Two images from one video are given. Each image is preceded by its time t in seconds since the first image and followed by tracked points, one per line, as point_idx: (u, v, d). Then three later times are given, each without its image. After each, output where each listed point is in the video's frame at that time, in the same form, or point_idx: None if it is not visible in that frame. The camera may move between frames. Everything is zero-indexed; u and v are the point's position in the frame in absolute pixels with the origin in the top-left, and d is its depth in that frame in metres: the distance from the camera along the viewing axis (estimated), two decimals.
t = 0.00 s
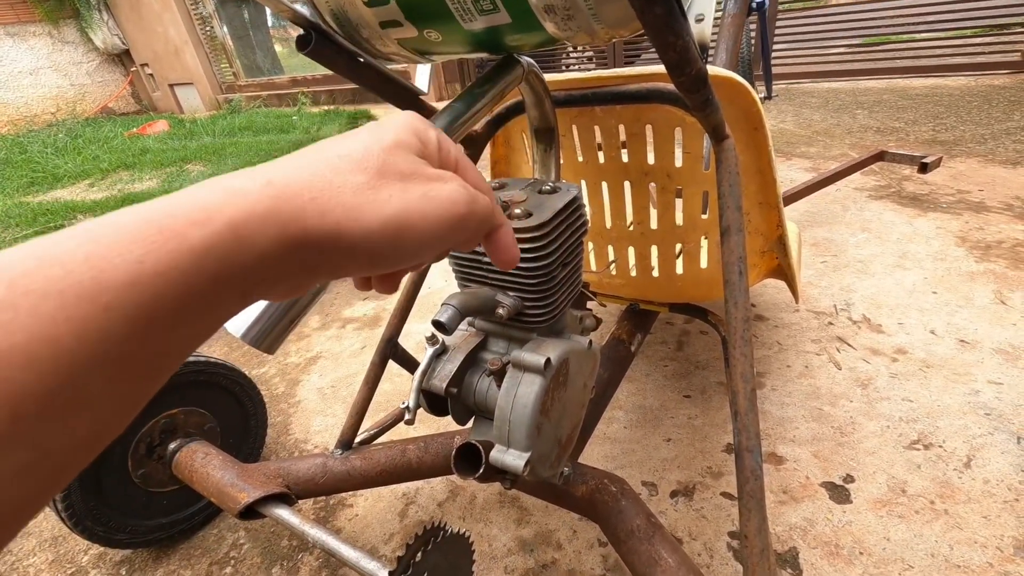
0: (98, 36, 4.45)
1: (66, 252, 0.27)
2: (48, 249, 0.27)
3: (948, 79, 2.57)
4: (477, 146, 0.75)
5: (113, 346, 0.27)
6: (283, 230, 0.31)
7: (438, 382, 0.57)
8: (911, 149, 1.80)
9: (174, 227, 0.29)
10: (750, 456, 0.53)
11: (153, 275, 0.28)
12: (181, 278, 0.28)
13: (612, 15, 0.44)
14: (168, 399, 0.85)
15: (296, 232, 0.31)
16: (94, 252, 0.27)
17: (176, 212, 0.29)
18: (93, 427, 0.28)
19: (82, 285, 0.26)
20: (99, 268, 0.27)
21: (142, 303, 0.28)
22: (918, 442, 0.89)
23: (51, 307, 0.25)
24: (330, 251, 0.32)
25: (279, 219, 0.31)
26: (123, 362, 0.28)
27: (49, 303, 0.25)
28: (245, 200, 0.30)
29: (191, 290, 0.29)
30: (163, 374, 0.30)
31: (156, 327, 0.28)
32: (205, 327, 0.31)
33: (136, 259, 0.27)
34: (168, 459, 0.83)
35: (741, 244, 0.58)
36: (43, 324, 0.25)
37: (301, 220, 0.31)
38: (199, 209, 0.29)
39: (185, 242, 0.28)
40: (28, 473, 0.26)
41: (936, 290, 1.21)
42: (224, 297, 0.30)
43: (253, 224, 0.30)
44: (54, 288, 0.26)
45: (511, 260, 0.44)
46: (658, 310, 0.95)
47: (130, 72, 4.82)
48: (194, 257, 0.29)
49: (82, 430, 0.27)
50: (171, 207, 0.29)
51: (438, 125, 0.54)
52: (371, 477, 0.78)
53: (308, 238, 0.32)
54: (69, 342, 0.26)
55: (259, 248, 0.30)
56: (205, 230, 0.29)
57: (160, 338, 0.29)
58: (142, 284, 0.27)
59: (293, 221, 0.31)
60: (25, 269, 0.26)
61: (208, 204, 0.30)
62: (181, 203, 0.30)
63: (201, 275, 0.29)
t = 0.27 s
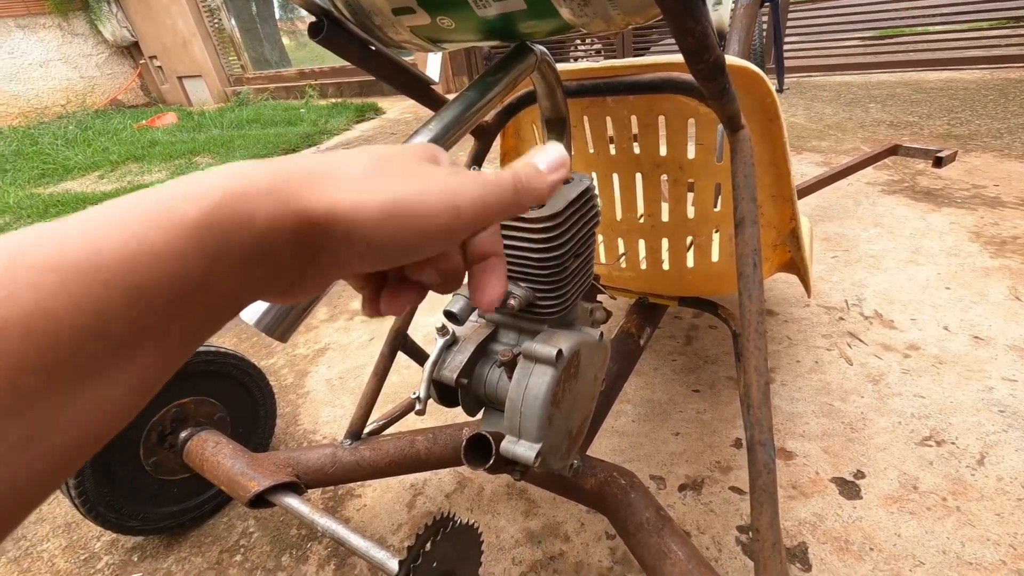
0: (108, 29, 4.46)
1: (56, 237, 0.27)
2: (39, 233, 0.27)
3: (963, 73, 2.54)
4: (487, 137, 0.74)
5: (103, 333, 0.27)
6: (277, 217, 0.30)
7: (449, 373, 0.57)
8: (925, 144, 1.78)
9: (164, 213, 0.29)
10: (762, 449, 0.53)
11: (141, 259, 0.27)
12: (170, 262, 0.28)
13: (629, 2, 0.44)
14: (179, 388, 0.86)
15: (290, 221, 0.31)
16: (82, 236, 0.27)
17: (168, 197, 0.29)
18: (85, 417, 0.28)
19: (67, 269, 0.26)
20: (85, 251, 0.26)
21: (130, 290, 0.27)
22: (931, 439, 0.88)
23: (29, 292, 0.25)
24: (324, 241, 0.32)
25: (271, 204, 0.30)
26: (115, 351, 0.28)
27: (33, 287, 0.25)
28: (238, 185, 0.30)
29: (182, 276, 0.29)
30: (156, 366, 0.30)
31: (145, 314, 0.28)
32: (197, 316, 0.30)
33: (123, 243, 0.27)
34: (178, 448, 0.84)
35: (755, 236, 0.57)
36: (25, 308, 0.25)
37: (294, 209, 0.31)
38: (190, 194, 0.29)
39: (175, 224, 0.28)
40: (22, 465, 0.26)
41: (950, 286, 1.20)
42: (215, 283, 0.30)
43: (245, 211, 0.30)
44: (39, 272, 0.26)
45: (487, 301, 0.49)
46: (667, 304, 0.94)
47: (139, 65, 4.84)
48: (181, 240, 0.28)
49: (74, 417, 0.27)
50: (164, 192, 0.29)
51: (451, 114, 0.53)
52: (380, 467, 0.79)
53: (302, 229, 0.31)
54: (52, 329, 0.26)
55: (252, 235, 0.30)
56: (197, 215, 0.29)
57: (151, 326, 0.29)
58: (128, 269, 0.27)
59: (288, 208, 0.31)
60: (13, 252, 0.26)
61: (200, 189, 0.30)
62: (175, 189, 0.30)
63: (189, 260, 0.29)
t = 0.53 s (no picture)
0: (108, 25, 4.45)
1: (87, 229, 0.31)
2: (71, 227, 0.31)
3: (965, 74, 2.53)
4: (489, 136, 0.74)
5: (138, 311, 0.31)
6: (283, 206, 0.35)
7: (450, 371, 0.57)
8: (927, 145, 1.78)
9: (182, 204, 0.33)
10: (764, 450, 0.53)
11: (166, 246, 0.32)
12: (192, 246, 0.33)
13: None
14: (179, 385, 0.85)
15: (291, 208, 0.36)
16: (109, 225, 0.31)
17: (186, 190, 0.33)
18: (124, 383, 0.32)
19: (103, 254, 0.30)
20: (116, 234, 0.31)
21: (160, 272, 0.32)
22: (932, 440, 0.88)
23: (69, 274, 0.29)
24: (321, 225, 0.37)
25: (275, 194, 0.35)
26: (151, 323, 0.32)
27: (74, 268, 0.29)
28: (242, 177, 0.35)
29: (205, 258, 0.33)
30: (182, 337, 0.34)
31: (174, 293, 0.32)
32: (219, 295, 0.35)
33: (150, 230, 0.32)
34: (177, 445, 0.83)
35: (759, 235, 0.57)
36: (69, 289, 0.29)
37: (292, 196, 0.36)
38: (202, 187, 0.34)
39: (192, 213, 0.33)
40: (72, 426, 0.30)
41: (952, 287, 1.20)
42: (231, 266, 0.35)
43: (254, 202, 0.35)
44: (75, 255, 0.30)
45: (482, 268, 0.46)
46: (668, 304, 0.94)
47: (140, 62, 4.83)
48: (199, 227, 0.33)
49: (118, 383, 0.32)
50: (176, 187, 0.34)
51: (454, 110, 0.53)
52: (380, 465, 0.78)
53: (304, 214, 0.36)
54: (93, 306, 0.30)
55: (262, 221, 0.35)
56: (210, 206, 0.33)
57: (178, 305, 0.33)
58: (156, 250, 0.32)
59: (292, 197, 0.36)
60: (50, 244, 0.30)
61: (208, 182, 0.34)
62: (188, 183, 0.34)
63: (208, 244, 0.33)
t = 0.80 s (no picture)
0: (108, 23, 4.45)
1: (100, 228, 0.31)
2: (86, 225, 0.31)
3: (965, 76, 2.54)
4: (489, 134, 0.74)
5: (148, 313, 0.32)
6: (292, 210, 0.35)
7: (449, 369, 0.57)
8: (926, 146, 1.78)
9: (194, 207, 0.33)
10: (763, 449, 0.53)
11: (175, 250, 0.32)
12: (202, 249, 0.33)
13: None
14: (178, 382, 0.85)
15: (300, 212, 0.36)
16: (122, 226, 0.31)
17: (197, 192, 0.34)
18: (132, 384, 0.32)
19: (115, 255, 0.30)
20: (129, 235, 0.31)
21: (169, 275, 0.32)
22: (930, 441, 0.88)
23: (81, 274, 0.30)
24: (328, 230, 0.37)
25: (284, 197, 0.35)
26: (161, 325, 0.32)
27: (87, 269, 0.30)
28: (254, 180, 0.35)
29: (213, 261, 0.33)
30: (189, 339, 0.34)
31: (182, 295, 0.33)
32: (226, 297, 0.35)
33: (161, 231, 0.32)
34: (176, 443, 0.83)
35: (759, 235, 0.57)
36: (81, 291, 0.29)
37: (302, 201, 0.36)
38: (214, 190, 0.34)
39: (203, 216, 0.33)
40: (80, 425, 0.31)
41: (950, 289, 1.20)
42: (239, 269, 0.35)
43: (263, 205, 0.35)
44: (87, 256, 0.30)
45: (483, 272, 0.47)
46: (667, 303, 0.94)
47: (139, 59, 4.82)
48: (209, 231, 0.33)
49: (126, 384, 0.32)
50: (189, 189, 0.34)
51: (454, 107, 0.53)
52: (378, 464, 0.78)
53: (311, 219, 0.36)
54: (103, 308, 0.30)
55: (271, 225, 0.35)
56: (220, 209, 0.33)
57: (186, 307, 0.33)
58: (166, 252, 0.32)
59: (300, 201, 0.36)
60: (65, 243, 0.30)
61: (220, 185, 0.34)
62: (203, 184, 0.34)
63: (218, 247, 0.33)
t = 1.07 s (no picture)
0: (108, 20, 4.44)
1: (110, 233, 0.30)
2: (96, 230, 0.30)
3: (969, 71, 2.52)
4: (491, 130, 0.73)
5: (156, 322, 0.31)
6: (302, 219, 0.35)
7: (451, 366, 0.57)
8: (930, 142, 1.77)
9: (205, 214, 0.32)
10: (766, 445, 0.53)
11: (186, 256, 0.31)
12: (212, 257, 0.32)
13: None
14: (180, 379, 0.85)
15: (309, 222, 0.35)
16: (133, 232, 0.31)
17: (208, 199, 0.33)
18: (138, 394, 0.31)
19: (126, 261, 0.30)
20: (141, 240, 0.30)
21: (179, 282, 0.31)
22: (933, 438, 0.88)
23: (95, 280, 0.29)
24: (335, 239, 0.37)
25: (292, 206, 0.35)
26: (169, 334, 0.32)
27: (98, 275, 0.29)
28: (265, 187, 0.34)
29: (223, 269, 0.33)
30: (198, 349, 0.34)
31: (192, 304, 0.32)
32: (233, 306, 0.35)
33: (172, 238, 0.31)
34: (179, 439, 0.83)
35: (763, 230, 0.56)
36: (93, 297, 0.29)
37: (312, 210, 0.35)
38: (225, 196, 0.33)
39: (214, 223, 0.32)
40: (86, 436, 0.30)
41: (954, 285, 1.20)
42: (248, 277, 0.34)
43: (272, 212, 0.34)
44: (99, 262, 0.29)
45: (481, 285, 0.47)
46: (670, 300, 0.94)
47: (140, 56, 4.81)
48: (220, 239, 0.32)
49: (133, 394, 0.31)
50: (201, 196, 0.33)
51: (456, 102, 0.53)
52: (381, 460, 0.78)
53: (319, 228, 0.36)
54: (116, 316, 0.29)
55: (279, 232, 0.34)
56: (230, 216, 0.33)
57: (194, 316, 0.32)
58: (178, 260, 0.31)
59: (310, 211, 0.35)
60: (76, 248, 0.29)
61: (231, 192, 0.34)
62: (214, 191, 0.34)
63: (228, 254, 0.33)
